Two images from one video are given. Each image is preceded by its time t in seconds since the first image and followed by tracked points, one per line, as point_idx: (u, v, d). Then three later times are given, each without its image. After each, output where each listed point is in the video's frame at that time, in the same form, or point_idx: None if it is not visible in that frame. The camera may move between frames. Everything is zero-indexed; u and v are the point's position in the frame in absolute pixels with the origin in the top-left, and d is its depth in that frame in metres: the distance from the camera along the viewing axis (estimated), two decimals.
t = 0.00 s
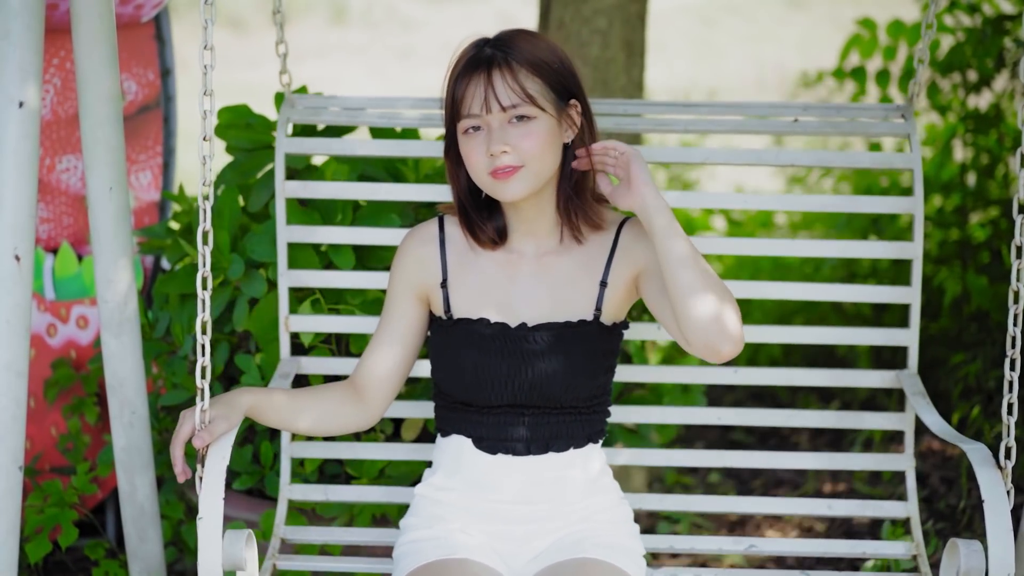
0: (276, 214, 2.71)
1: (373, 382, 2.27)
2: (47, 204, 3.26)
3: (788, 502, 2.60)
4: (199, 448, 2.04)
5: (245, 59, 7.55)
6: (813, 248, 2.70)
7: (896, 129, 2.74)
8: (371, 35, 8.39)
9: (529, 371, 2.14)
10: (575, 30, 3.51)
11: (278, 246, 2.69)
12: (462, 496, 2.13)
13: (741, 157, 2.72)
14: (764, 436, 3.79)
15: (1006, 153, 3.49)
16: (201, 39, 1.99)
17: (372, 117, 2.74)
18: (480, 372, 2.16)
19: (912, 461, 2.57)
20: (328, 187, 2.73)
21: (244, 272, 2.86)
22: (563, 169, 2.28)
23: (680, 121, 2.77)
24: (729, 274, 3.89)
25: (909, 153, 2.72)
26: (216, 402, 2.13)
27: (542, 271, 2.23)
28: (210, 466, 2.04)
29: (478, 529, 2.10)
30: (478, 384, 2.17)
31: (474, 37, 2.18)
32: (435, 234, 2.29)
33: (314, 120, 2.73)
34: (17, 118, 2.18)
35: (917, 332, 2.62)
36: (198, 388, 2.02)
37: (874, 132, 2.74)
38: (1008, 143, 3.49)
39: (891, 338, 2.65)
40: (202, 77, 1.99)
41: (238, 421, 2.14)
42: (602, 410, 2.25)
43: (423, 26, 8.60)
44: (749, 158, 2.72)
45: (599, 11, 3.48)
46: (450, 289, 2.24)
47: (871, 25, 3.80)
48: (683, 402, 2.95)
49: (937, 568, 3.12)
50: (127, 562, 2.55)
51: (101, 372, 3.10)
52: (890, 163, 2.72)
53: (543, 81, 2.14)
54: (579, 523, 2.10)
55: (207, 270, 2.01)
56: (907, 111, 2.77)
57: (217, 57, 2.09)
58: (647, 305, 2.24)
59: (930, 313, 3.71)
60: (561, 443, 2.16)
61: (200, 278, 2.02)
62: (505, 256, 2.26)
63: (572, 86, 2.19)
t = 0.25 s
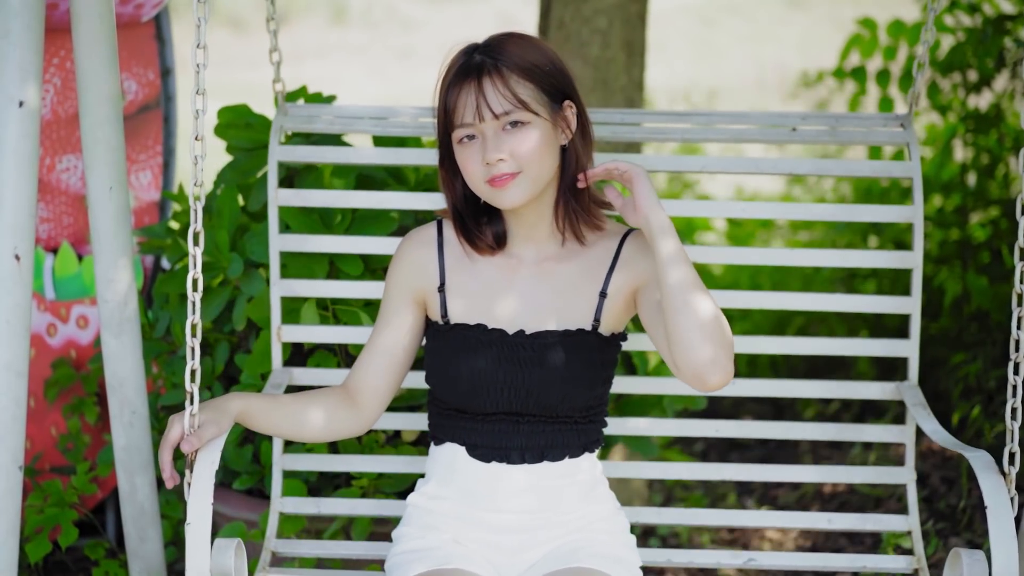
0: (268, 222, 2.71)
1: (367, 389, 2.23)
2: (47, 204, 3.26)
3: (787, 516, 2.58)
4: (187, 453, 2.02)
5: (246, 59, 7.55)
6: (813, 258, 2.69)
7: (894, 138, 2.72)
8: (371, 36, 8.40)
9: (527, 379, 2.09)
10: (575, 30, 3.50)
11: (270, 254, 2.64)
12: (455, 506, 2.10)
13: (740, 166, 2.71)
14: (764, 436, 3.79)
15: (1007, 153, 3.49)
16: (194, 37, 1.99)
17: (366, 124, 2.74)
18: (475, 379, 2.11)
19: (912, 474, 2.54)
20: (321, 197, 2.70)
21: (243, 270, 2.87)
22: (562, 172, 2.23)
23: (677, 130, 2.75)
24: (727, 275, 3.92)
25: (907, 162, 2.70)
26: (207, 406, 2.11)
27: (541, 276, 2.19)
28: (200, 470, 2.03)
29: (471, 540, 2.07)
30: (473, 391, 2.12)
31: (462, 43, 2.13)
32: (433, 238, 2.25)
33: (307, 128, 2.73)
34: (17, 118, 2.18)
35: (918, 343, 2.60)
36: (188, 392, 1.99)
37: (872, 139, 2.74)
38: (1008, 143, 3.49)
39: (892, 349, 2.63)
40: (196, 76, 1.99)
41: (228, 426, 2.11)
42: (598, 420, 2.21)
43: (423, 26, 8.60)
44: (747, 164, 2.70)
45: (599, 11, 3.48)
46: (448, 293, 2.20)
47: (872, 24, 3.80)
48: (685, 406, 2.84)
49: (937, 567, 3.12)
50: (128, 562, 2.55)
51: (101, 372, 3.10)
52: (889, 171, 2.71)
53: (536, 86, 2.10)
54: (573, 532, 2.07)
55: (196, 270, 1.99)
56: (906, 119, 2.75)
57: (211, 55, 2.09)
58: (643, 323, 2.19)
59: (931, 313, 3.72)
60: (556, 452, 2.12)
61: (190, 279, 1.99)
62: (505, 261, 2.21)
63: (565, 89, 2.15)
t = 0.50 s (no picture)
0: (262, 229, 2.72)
1: (367, 392, 2.22)
2: (46, 204, 3.26)
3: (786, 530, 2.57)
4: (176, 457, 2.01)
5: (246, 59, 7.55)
6: (812, 266, 2.69)
7: (894, 147, 2.72)
8: (370, 36, 8.40)
9: (524, 385, 2.08)
10: (575, 30, 3.50)
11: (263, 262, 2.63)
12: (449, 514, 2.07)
13: (738, 173, 2.72)
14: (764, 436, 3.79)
15: (1007, 153, 3.48)
16: (187, 35, 1.99)
17: (359, 130, 2.73)
18: (471, 384, 2.09)
19: (914, 486, 2.55)
20: (315, 203, 2.69)
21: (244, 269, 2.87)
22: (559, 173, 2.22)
23: (674, 138, 2.73)
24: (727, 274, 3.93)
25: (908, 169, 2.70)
26: (198, 409, 2.10)
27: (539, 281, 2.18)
28: (189, 476, 2.02)
29: (465, 548, 2.04)
30: (469, 396, 2.10)
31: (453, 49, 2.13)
32: (431, 241, 2.25)
33: (301, 134, 2.72)
34: (18, 117, 2.17)
35: (919, 352, 2.60)
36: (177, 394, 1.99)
37: (872, 146, 2.73)
38: (1008, 142, 3.46)
39: (894, 359, 2.63)
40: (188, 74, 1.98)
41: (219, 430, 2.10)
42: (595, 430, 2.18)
43: (423, 26, 8.59)
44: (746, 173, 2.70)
45: (599, 10, 3.48)
46: (445, 295, 2.20)
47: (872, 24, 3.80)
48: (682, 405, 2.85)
49: (937, 567, 3.12)
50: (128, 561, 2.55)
51: (101, 372, 3.10)
52: (890, 178, 2.70)
53: (528, 89, 2.09)
54: (568, 541, 2.05)
55: (187, 271, 2.00)
56: (906, 128, 2.75)
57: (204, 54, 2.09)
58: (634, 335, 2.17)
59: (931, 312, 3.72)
60: (552, 460, 2.10)
61: (181, 279, 2.00)
62: (503, 264, 2.21)
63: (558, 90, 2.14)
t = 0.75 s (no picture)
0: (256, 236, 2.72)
1: (361, 398, 2.21)
2: (46, 204, 3.26)
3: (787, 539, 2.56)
4: (166, 461, 2.01)
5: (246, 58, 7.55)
6: (812, 273, 2.68)
7: (894, 153, 2.72)
8: (370, 36, 8.40)
9: (519, 393, 2.07)
10: (575, 30, 3.50)
11: (257, 269, 2.62)
12: (443, 522, 2.07)
13: (736, 180, 2.71)
14: (764, 436, 3.78)
15: (1008, 152, 3.46)
16: (182, 33, 1.98)
17: (353, 137, 2.73)
18: (465, 390, 2.09)
19: (916, 497, 2.54)
20: (309, 209, 2.68)
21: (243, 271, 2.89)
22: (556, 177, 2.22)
23: (672, 144, 2.74)
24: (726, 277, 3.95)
25: (908, 175, 2.69)
26: (188, 412, 2.10)
27: (536, 287, 2.17)
28: (179, 479, 2.02)
29: (460, 557, 2.04)
30: (464, 403, 2.09)
31: (449, 50, 2.13)
32: (427, 244, 2.25)
33: (295, 141, 2.72)
34: (16, 116, 2.17)
35: (920, 361, 2.60)
36: (169, 397, 1.99)
37: (872, 153, 2.72)
38: (1008, 142, 3.45)
39: (893, 366, 2.63)
40: (182, 73, 1.98)
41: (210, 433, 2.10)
42: (594, 436, 2.17)
43: (423, 26, 8.59)
44: (747, 179, 2.71)
45: (599, 10, 3.48)
46: (440, 298, 2.19)
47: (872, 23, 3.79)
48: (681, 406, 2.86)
49: (937, 567, 3.12)
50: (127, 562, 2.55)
51: (100, 372, 3.09)
52: (890, 184, 2.70)
53: (524, 90, 2.09)
54: (565, 548, 2.04)
55: (180, 272, 1.99)
56: (906, 134, 2.74)
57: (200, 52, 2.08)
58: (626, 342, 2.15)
59: (932, 312, 3.72)
60: (548, 468, 2.09)
61: (173, 280, 1.99)
62: (501, 267, 2.21)
63: (555, 91, 2.14)
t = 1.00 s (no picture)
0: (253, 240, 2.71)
1: (359, 400, 2.21)
2: (45, 203, 3.25)
3: (788, 546, 2.56)
4: (159, 462, 2.00)
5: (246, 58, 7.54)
6: (812, 278, 2.69)
7: (895, 157, 2.71)
8: (370, 35, 8.40)
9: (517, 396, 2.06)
10: (576, 29, 3.49)
11: (254, 274, 2.61)
12: (440, 527, 2.06)
13: (735, 184, 2.71)
14: (765, 436, 3.78)
15: (1007, 152, 3.44)
16: (178, 31, 1.97)
17: (351, 141, 2.73)
18: (463, 394, 2.09)
19: (918, 504, 2.54)
20: (306, 212, 2.67)
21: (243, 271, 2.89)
22: (553, 178, 2.21)
23: (672, 148, 2.75)
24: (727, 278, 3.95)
25: (910, 179, 2.69)
26: (184, 414, 2.08)
27: (535, 289, 2.16)
28: (172, 481, 2.01)
29: (457, 562, 2.03)
30: (461, 406, 2.09)
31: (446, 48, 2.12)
32: (424, 246, 2.24)
33: (291, 144, 2.71)
34: (16, 115, 2.17)
35: (922, 366, 2.58)
36: (164, 398, 1.98)
37: (873, 157, 2.72)
38: (1008, 142, 3.43)
39: (896, 371, 2.62)
40: (179, 71, 1.97)
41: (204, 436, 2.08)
42: (593, 441, 2.16)
43: (423, 26, 8.58)
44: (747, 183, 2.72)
45: (599, 10, 3.48)
46: (438, 301, 2.18)
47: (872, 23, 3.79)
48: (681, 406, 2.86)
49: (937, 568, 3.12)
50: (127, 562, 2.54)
51: (100, 371, 3.09)
52: (891, 189, 2.69)
53: (522, 88, 2.08)
54: (562, 554, 2.04)
55: (175, 271, 1.98)
56: (908, 139, 2.74)
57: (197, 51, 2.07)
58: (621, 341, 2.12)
59: (933, 312, 3.73)
60: (546, 472, 2.08)
61: (168, 279, 1.98)
62: (499, 270, 2.20)
63: (552, 90, 2.13)
